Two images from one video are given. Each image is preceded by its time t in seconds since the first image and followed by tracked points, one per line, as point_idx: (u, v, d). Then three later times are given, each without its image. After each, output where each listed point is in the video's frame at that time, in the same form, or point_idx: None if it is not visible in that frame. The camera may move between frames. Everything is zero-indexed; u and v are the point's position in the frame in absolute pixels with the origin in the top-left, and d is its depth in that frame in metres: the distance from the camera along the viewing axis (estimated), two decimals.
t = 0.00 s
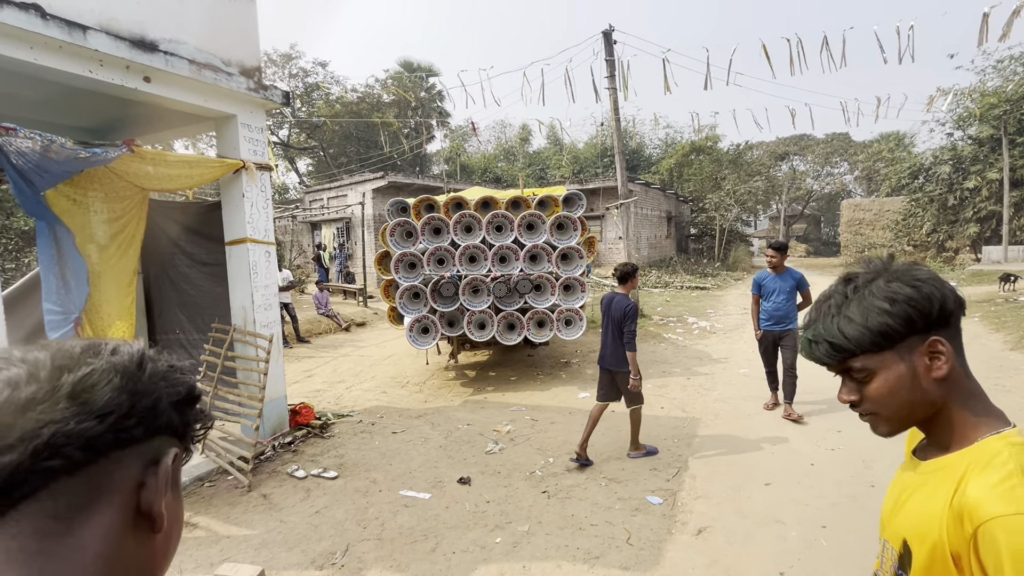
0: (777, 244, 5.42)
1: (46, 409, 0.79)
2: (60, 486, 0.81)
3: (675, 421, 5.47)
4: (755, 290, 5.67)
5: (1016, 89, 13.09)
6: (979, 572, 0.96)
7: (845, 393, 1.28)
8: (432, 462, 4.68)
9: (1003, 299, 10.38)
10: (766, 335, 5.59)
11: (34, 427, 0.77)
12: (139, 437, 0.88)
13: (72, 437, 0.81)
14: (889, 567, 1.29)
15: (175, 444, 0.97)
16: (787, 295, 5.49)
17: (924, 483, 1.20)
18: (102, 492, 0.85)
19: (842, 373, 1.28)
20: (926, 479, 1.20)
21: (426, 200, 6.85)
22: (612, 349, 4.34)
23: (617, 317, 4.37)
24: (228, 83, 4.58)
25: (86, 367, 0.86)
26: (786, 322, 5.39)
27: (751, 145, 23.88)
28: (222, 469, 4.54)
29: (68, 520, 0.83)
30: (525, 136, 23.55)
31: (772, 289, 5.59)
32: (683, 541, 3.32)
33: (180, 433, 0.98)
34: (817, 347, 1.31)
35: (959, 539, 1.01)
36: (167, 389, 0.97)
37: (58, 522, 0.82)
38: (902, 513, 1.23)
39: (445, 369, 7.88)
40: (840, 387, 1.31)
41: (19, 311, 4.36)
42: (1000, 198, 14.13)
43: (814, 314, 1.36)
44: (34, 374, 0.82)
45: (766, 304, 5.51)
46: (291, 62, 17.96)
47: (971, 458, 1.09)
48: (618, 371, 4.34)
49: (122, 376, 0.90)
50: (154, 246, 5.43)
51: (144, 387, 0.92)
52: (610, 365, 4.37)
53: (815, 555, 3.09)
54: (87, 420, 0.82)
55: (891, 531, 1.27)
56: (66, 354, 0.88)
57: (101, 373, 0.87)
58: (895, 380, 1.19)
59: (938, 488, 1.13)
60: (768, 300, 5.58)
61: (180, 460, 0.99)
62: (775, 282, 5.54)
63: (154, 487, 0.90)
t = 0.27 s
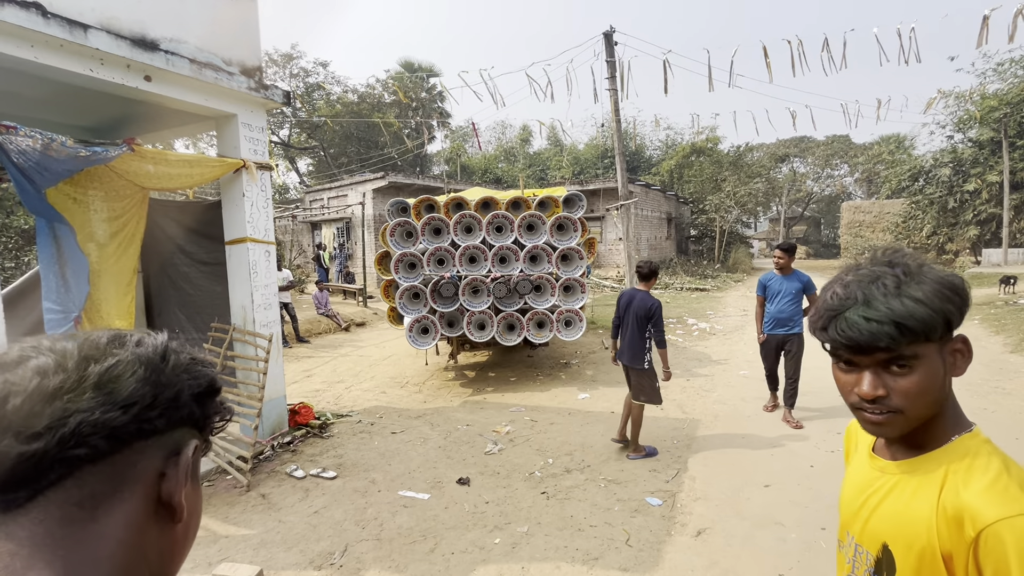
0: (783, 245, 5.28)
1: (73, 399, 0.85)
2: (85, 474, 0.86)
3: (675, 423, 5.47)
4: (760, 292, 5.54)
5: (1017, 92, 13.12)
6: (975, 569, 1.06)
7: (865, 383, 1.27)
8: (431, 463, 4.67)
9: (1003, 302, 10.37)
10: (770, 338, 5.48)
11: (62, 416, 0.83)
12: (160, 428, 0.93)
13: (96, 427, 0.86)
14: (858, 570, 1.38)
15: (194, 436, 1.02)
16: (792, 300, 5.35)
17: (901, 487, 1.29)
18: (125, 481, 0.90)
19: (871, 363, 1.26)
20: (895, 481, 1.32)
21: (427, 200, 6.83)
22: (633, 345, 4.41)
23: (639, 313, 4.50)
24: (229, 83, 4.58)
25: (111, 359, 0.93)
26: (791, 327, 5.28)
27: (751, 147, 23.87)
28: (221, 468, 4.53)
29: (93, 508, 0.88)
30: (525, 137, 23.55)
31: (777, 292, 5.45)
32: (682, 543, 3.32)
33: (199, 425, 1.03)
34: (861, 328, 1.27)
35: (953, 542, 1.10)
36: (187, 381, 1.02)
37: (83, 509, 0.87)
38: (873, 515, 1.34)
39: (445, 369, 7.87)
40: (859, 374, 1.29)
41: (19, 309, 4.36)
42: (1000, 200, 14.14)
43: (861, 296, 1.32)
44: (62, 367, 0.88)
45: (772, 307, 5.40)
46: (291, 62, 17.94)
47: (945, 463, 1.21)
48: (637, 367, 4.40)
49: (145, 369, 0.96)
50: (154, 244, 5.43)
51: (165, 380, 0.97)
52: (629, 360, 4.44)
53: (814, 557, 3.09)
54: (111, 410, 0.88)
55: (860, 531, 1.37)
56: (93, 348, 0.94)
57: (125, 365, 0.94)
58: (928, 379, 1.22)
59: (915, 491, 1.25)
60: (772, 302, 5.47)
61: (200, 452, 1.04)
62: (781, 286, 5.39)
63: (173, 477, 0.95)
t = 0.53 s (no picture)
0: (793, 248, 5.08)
1: (98, 395, 0.86)
2: (108, 469, 0.87)
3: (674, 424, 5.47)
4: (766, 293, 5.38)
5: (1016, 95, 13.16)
6: (961, 550, 1.15)
7: (857, 377, 1.33)
8: (430, 463, 4.67)
9: (1003, 305, 10.38)
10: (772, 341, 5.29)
11: (88, 410, 0.84)
12: (182, 425, 0.94)
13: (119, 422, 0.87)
14: (830, 558, 1.42)
15: (215, 433, 1.02)
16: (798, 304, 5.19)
17: (873, 475, 1.36)
18: (147, 476, 0.91)
19: (865, 358, 1.31)
20: (864, 470, 1.38)
21: (427, 201, 6.83)
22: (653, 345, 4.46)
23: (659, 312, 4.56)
24: (230, 82, 4.59)
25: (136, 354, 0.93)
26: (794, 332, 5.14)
27: (752, 149, 23.89)
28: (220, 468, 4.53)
29: (115, 501, 0.89)
30: (526, 138, 23.56)
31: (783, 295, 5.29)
32: (681, 545, 3.31)
33: (220, 422, 1.04)
34: (861, 325, 1.30)
35: (938, 525, 1.19)
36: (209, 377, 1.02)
37: (105, 503, 0.88)
38: (846, 505, 1.38)
39: (444, 370, 7.87)
40: (850, 367, 1.34)
41: (19, 307, 4.34)
42: (1000, 204, 14.16)
43: (863, 292, 1.35)
44: (89, 361, 0.89)
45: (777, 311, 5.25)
46: (292, 62, 17.95)
47: (914, 451, 1.31)
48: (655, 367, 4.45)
49: (169, 365, 0.96)
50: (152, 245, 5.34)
51: (189, 376, 0.97)
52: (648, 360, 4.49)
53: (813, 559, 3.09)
54: (134, 406, 0.88)
55: (834, 522, 1.41)
56: (120, 342, 0.95)
57: (150, 360, 0.94)
58: (911, 376, 1.30)
59: (889, 479, 1.32)
60: (778, 305, 5.31)
61: (218, 450, 1.05)
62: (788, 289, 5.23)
63: (193, 474, 0.95)
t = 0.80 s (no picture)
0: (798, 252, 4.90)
1: (105, 387, 0.85)
2: (113, 463, 0.87)
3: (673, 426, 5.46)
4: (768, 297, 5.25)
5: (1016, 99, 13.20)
6: (923, 524, 1.18)
7: (832, 363, 1.37)
8: (429, 464, 4.66)
9: (1002, 308, 10.39)
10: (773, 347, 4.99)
11: (93, 402, 0.84)
12: (188, 420, 0.93)
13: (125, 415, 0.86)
14: (804, 541, 1.42)
15: (219, 429, 1.02)
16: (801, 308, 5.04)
17: (842, 456, 1.37)
18: (152, 470, 0.90)
19: (840, 346, 1.36)
20: (836, 453, 1.39)
21: (427, 201, 6.82)
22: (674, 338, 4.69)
23: (675, 307, 4.78)
24: (231, 82, 4.60)
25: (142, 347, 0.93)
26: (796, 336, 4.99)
27: (752, 152, 23.91)
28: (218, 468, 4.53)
29: (119, 495, 0.88)
30: (526, 139, 23.58)
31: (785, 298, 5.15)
32: (680, 547, 3.31)
33: (225, 418, 1.03)
34: (839, 313, 1.35)
35: (903, 501, 1.21)
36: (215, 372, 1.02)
37: (110, 497, 0.87)
38: (819, 487, 1.39)
39: (444, 371, 7.86)
40: (826, 355, 1.39)
41: (17, 306, 4.35)
42: (999, 207, 14.18)
43: (839, 284, 1.41)
44: (96, 353, 0.88)
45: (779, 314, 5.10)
46: (294, 62, 17.95)
47: (879, 432, 1.33)
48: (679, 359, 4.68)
49: (176, 358, 0.96)
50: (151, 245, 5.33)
51: (196, 370, 0.97)
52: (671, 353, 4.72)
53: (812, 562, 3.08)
54: (140, 399, 0.88)
55: (808, 505, 1.40)
56: (127, 335, 0.95)
57: (157, 354, 0.94)
58: (881, 364, 1.36)
59: (860, 460, 1.33)
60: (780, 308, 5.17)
61: (223, 445, 1.04)
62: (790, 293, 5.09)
63: (198, 470, 0.95)
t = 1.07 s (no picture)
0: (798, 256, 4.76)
1: (108, 388, 0.85)
2: (117, 462, 0.87)
3: (672, 429, 5.46)
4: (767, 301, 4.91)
5: (1015, 105, 13.25)
6: (912, 517, 1.19)
7: (829, 361, 1.38)
8: (428, 466, 4.66)
9: (1002, 313, 10.39)
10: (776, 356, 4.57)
11: (96, 403, 0.84)
12: (190, 420, 0.94)
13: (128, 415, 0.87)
14: (795, 539, 1.42)
15: (222, 428, 1.02)
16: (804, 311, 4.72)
17: (834, 453, 1.38)
18: (154, 471, 0.90)
19: (836, 346, 1.37)
20: (827, 450, 1.39)
21: (427, 203, 6.82)
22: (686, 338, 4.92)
23: (686, 308, 4.98)
24: (232, 83, 4.61)
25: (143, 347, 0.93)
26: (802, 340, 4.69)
27: (752, 156, 23.94)
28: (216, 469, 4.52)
29: (120, 496, 0.88)
30: (527, 142, 23.62)
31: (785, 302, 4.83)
32: (678, 550, 3.31)
33: (227, 418, 1.03)
34: (838, 313, 1.35)
35: (893, 496, 1.22)
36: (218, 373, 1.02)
37: (112, 497, 0.87)
38: (811, 484, 1.39)
39: (443, 373, 7.86)
40: (822, 354, 1.39)
41: (17, 305, 4.35)
42: (999, 212, 14.21)
43: (836, 286, 1.41)
44: (99, 354, 0.89)
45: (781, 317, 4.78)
46: (295, 64, 17.98)
47: (867, 429, 1.35)
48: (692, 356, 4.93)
49: (179, 359, 0.96)
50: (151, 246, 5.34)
51: (198, 371, 0.97)
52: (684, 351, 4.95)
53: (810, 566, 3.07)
54: (142, 400, 0.88)
55: (800, 503, 1.40)
56: (129, 335, 0.95)
57: (160, 355, 0.94)
58: (873, 363, 1.38)
59: (851, 456, 1.34)
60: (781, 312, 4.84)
61: (225, 446, 1.04)
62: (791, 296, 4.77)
63: (200, 470, 0.95)
